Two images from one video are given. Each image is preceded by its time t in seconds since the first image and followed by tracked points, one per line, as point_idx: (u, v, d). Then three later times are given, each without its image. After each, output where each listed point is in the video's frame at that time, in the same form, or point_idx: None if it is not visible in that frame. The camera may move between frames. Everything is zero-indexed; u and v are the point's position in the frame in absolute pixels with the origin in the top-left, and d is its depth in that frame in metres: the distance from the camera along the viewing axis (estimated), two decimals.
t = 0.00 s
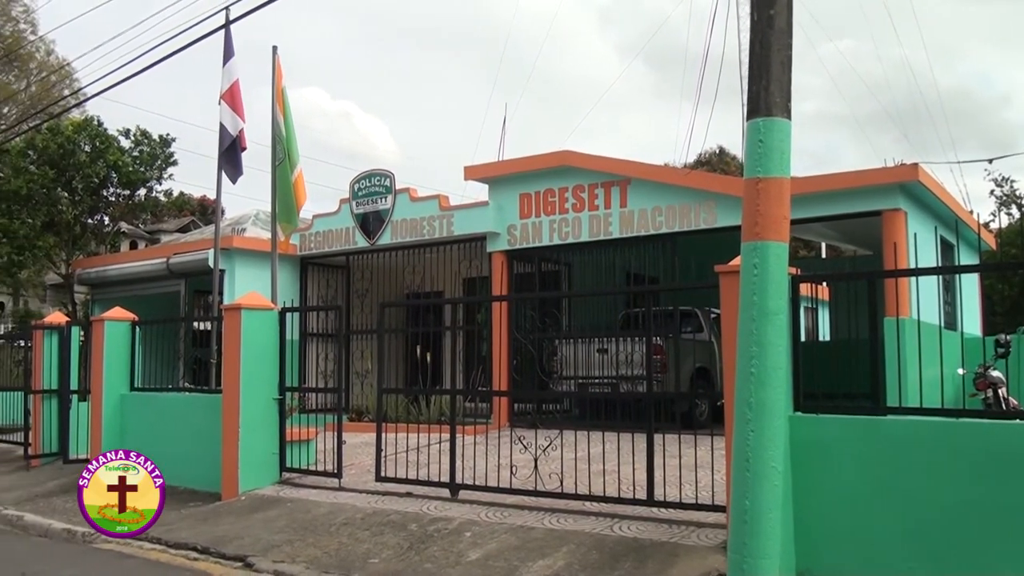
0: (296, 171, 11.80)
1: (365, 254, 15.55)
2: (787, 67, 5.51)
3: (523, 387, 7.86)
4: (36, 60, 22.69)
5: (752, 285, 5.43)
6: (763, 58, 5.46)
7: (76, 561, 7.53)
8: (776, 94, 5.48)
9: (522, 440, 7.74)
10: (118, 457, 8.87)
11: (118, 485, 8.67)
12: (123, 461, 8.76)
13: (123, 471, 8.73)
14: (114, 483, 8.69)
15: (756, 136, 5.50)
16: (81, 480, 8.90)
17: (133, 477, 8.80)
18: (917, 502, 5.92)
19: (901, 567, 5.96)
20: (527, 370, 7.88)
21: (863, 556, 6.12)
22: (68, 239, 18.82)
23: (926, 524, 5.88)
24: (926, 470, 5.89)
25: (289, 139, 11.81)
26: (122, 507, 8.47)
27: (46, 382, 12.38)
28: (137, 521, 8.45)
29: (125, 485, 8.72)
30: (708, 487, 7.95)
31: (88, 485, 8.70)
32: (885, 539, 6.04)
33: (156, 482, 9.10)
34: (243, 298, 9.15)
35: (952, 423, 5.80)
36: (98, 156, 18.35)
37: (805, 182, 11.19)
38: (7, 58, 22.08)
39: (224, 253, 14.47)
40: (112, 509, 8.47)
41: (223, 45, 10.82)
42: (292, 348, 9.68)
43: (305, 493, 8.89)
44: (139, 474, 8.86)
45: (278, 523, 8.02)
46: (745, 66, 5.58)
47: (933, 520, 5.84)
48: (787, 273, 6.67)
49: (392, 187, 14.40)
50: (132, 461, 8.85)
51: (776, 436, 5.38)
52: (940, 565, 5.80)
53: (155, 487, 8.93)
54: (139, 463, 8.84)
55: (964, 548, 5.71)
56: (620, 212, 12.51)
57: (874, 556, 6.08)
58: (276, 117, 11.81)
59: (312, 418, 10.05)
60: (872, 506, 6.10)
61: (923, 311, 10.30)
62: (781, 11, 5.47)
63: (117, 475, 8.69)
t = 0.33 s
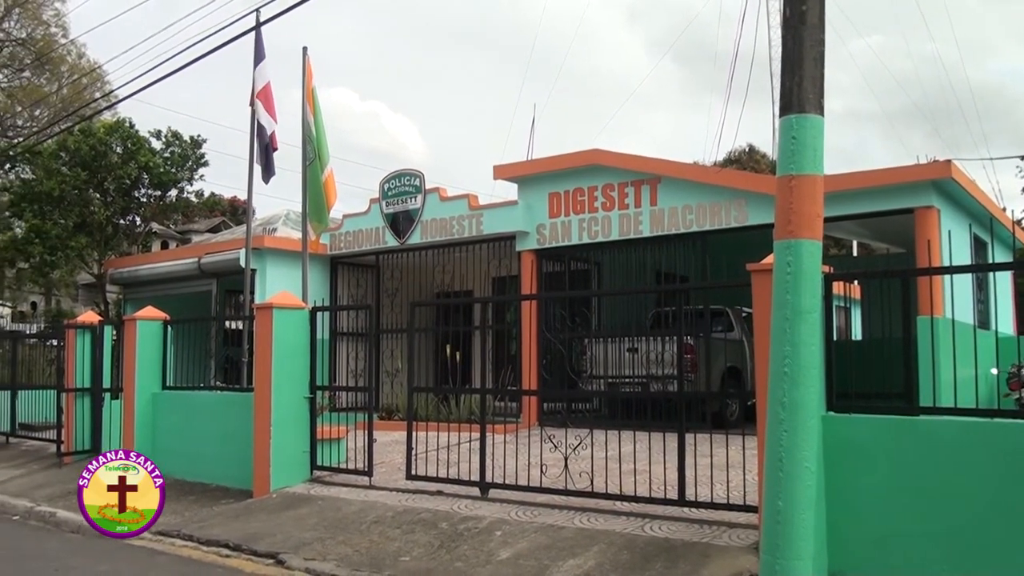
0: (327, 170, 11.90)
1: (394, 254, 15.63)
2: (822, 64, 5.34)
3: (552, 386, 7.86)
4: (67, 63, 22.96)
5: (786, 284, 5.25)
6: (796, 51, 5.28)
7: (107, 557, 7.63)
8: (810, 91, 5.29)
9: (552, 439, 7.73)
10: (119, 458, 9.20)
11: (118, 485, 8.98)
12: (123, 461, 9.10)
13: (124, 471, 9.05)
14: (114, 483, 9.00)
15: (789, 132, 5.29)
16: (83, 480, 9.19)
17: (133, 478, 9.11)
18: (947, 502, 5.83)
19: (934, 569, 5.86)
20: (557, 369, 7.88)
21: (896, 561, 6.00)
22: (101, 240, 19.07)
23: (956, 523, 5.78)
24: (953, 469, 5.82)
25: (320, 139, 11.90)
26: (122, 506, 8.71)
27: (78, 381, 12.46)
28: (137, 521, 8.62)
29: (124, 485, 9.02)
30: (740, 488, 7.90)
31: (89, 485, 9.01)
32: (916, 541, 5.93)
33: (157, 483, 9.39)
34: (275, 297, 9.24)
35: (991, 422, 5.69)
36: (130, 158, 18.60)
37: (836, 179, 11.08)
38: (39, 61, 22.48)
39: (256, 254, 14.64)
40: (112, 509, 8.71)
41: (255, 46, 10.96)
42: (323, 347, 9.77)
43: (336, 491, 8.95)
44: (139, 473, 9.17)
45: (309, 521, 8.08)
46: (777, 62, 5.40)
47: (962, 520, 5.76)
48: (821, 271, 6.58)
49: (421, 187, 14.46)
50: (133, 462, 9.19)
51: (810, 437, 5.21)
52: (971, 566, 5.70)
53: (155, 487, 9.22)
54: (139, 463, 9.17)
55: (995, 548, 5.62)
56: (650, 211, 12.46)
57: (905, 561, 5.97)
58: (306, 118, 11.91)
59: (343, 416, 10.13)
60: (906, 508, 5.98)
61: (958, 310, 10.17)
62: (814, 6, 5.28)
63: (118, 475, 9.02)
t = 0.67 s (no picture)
0: (351, 166, 11.96)
1: (419, 252, 15.69)
2: (850, 60, 5.24)
3: (576, 384, 7.86)
4: (94, 63, 23.25)
5: (814, 283, 5.15)
6: (825, 48, 5.19)
7: (131, 553, 7.70)
8: (839, 88, 5.18)
9: (577, 438, 7.72)
10: (119, 457, 8.53)
11: (118, 485, 8.40)
12: (123, 460, 8.41)
13: (123, 471, 8.38)
14: (114, 483, 8.40)
15: (817, 130, 5.21)
16: (84, 475, 8.91)
17: (133, 478, 8.40)
18: (974, 503, 5.72)
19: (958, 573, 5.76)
20: (582, 368, 7.87)
21: (919, 564, 5.91)
22: (127, 238, 19.30)
23: (981, 525, 5.68)
24: (977, 470, 5.72)
25: (345, 137, 11.98)
26: (123, 506, 8.42)
27: (106, 378, 12.60)
28: (137, 522, 8.38)
29: (125, 486, 8.40)
30: (766, 487, 7.86)
31: (91, 482, 8.59)
32: (942, 543, 5.83)
33: (159, 481, 8.75)
34: (301, 294, 9.31)
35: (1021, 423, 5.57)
36: (156, 156, 18.80)
37: (864, 177, 10.97)
38: (66, 61, 22.83)
39: (282, 252, 14.75)
40: (113, 508, 8.49)
41: (281, 46, 11.07)
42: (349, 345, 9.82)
43: (361, 488, 9.01)
44: (139, 473, 8.45)
45: (334, 518, 8.13)
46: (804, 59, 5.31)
47: (987, 522, 5.65)
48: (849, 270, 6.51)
49: (446, 185, 14.51)
50: (133, 461, 8.47)
51: (840, 436, 5.12)
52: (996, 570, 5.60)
53: (156, 486, 8.62)
54: (139, 463, 8.44)
55: None
56: (675, 210, 12.39)
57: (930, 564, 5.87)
58: (331, 116, 12.00)
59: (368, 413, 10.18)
60: (933, 510, 5.88)
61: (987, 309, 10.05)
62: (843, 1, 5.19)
63: (118, 474, 8.39)
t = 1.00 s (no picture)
0: (370, 162, 12.01)
1: (438, 250, 15.73)
2: (873, 55, 5.18)
3: (596, 382, 7.86)
4: (114, 63, 23.46)
5: (835, 281, 5.11)
6: (845, 43, 5.15)
7: (152, 550, 7.73)
8: (860, 84, 5.13)
9: (596, 435, 7.72)
10: (118, 456, 8.06)
11: (118, 485, 7.93)
12: (123, 460, 7.95)
13: (124, 471, 7.92)
14: (113, 483, 7.92)
15: (838, 127, 5.16)
16: (82, 474, 8.44)
17: (133, 478, 7.97)
18: (996, 502, 5.66)
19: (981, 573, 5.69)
20: (602, 366, 7.87)
21: (943, 564, 5.85)
22: (147, 237, 19.45)
23: (1005, 524, 5.61)
24: (998, 468, 5.67)
25: (363, 134, 12.00)
26: (122, 506, 8.01)
27: (127, 375, 12.73)
28: (137, 522, 8.11)
29: (125, 486, 7.95)
30: (785, 487, 7.84)
31: (90, 482, 8.10)
32: (966, 542, 5.76)
33: (159, 480, 8.37)
34: (320, 293, 9.36)
35: None
36: (176, 156, 18.92)
37: (886, 174, 10.86)
38: (86, 61, 23.06)
39: (301, 250, 14.84)
40: (113, 509, 8.05)
41: (299, 45, 11.16)
42: (368, 343, 9.86)
43: (381, 486, 9.06)
44: (140, 473, 8.00)
45: (354, 515, 8.18)
46: (826, 55, 5.26)
47: (1008, 522, 5.60)
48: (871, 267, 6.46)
49: (464, 183, 14.53)
50: (133, 460, 8.02)
51: (862, 434, 5.07)
52: (1017, 569, 5.54)
53: (156, 486, 8.25)
54: (140, 463, 8.02)
55: None
56: (695, 207, 12.34)
57: (952, 563, 5.82)
58: (349, 114, 12.04)
59: (387, 412, 10.22)
60: (956, 508, 5.82)
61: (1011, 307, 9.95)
62: None
63: (118, 474, 7.92)
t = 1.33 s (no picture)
0: (381, 158, 12.05)
1: (449, 248, 15.75)
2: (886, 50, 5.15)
3: (608, 380, 7.88)
4: (125, 63, 23.58)
5: (848, 277, 5.09)
6: (858, 38, 5.13)
7: (165, 547, 7.77)
8: (873, 79, 5.10)
9: (608, 432, 7.73)
10: (118, 456, 8.07)
11: (118, 485, 7.92)
12: (123, 460, 7.95)
13: (123, 471, 7.92)
14: (113, 483, 7.91)
15: (851, 122, 5.12)
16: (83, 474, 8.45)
17: (133, 479, 7.95)
18: (1010, 500, 5.62)
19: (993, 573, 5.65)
20: (614, 364, 7.89)
21: (956, 564, 5.81)
22: (159, 236, 19.57)
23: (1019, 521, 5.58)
24: (1008, 465, 5.65)
25: (374, 130, 12.04)
26: (122, 506, 7.97)
27: (139, 374, 12.81)
28: (138, 522, 8.07)
29: (124, 486, 7.93)
30: (798, 484, 7.83)
31: (90, 483, 8.12)
32: (979, 540, 5.73)
33: (159, 480, 8.31)
34: (332, 291, 9.38)
35: None
36: (188, 155, 18.95)
37: (897, 170, 10.81)
38: (98, 61, 23.21)
39: (312, 248, 14.89)
40: (113, 508, 8.03)
41: (310, 44, 11.23)
42: (380, 341, 9.89)
43: (393, 483, 9.09)
44: (140, 473, 7.99)
45: (367, 513, 8.20)
46: (838, 50, 5.24)
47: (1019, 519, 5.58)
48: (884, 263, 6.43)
49: (475, 181, 14.53)
50: (134, 460, 8.02)
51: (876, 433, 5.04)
52: None
53: (157, 486, 8.18)
54: (140, 463, 8.01)
55: None
56: (706, 204, 12.31)
57: (964, 563, 5.78)
58: (360, 112, 12.08)
59: (399, 409, 10.26)
60: (969, 506, 5.79)
61: None
62: None
63: (118, 474, 7.93)
